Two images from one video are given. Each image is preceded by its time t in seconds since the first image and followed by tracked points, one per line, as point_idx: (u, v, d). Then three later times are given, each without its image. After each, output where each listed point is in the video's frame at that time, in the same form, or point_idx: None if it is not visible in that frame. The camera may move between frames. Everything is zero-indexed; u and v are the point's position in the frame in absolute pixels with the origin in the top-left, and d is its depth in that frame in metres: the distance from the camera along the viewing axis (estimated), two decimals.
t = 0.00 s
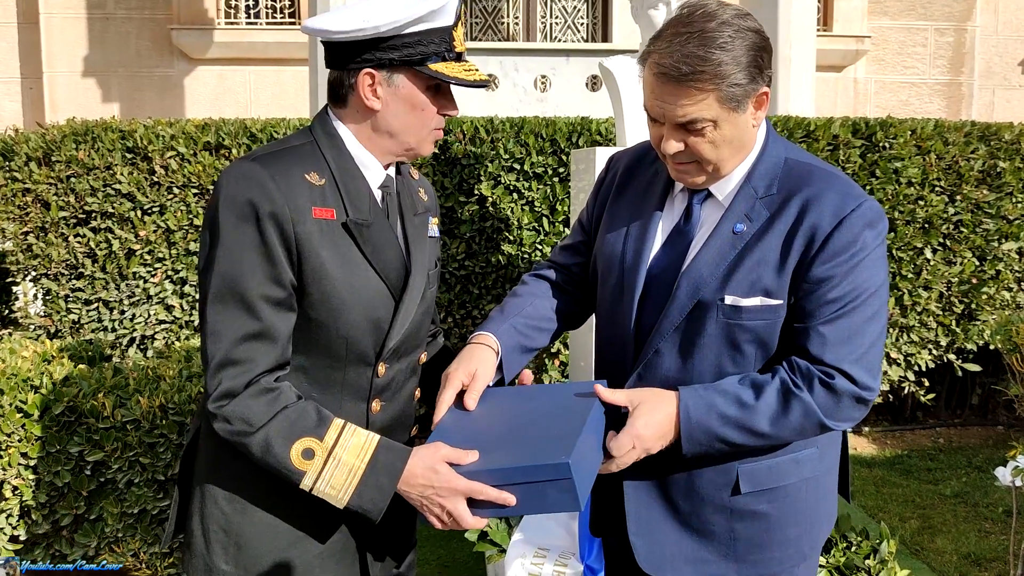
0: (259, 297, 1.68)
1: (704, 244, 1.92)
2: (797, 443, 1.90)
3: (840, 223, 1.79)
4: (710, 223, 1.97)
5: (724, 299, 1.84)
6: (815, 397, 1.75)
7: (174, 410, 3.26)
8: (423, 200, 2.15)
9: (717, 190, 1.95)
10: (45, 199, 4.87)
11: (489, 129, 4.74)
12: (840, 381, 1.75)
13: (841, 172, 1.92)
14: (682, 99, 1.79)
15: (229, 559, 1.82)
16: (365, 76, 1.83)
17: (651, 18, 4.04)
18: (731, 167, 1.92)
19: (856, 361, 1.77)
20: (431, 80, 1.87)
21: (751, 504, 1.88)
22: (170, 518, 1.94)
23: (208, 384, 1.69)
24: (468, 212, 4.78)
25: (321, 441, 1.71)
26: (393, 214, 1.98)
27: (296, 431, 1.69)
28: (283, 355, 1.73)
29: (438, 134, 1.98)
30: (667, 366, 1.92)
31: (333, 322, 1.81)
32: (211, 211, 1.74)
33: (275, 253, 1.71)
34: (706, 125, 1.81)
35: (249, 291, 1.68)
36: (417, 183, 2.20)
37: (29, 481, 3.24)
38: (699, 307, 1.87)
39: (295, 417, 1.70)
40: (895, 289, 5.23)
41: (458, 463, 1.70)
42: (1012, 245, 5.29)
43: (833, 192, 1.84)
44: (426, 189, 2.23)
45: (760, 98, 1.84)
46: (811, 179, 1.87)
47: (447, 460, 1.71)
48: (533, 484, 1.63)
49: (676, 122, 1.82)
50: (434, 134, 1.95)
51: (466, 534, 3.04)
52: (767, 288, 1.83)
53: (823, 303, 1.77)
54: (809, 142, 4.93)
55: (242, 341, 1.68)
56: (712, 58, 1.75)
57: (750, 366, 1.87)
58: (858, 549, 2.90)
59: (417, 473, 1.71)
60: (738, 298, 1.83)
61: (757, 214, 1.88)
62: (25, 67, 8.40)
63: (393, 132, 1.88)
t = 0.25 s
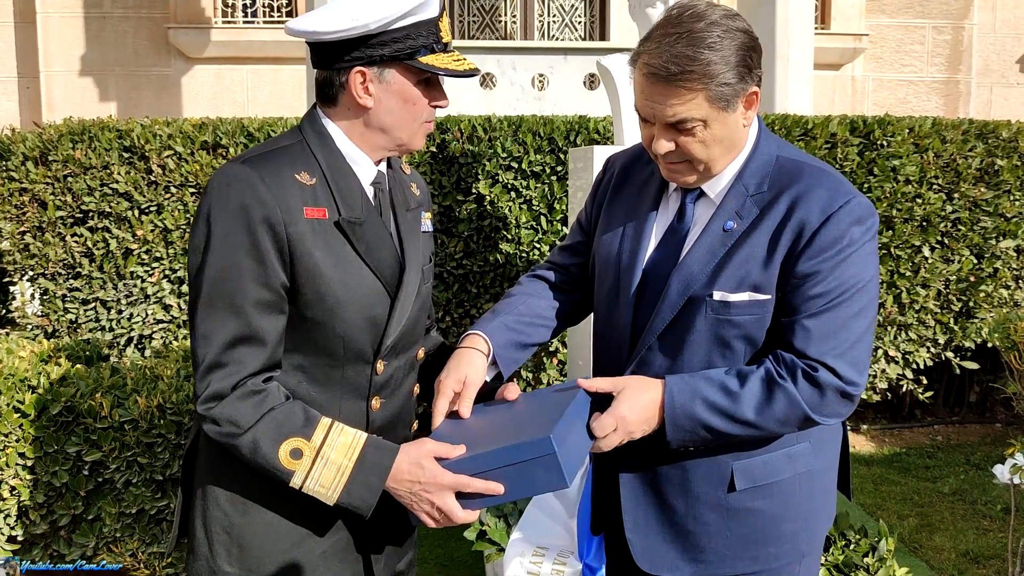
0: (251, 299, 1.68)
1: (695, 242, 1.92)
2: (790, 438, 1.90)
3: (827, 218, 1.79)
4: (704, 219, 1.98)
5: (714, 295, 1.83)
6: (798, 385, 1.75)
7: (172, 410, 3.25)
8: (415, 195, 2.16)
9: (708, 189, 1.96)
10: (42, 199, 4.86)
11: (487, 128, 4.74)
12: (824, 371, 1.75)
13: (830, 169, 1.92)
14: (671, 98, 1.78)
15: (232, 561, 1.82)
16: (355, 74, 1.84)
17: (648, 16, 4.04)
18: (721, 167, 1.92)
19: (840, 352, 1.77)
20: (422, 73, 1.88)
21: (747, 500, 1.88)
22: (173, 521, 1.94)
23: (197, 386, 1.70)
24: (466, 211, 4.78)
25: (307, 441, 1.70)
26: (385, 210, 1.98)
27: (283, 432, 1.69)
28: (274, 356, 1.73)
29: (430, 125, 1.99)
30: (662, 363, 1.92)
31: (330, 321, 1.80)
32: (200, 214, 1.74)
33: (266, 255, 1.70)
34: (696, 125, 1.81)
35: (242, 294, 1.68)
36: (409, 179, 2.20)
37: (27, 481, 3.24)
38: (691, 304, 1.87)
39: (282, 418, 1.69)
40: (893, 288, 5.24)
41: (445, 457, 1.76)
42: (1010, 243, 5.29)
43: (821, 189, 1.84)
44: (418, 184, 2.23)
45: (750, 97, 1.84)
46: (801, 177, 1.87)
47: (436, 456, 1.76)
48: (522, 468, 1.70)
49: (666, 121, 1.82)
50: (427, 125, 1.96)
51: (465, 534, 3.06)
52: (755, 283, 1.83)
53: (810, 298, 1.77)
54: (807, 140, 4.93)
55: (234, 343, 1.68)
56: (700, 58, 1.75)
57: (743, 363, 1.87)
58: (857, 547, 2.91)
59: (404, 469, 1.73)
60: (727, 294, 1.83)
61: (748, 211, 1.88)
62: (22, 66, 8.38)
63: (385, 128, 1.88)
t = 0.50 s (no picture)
0: (243, 301, 1.69)
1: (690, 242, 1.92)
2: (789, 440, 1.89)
3: (823, 219, 1.79)
4: (698, 219, 1.96)
5: (710, 296, 1.84)
6: (804, 394, 1.75)
7: (170, 411, 3.25)
8: (411, 195, 2.17)
9: (702, 188, 1.95)
10: (39, 200, 4.85)
11: (485, 128, 4.73)
12: (828, 377, 1.75)
13: (825, 168, 1.92)
14: (669, 85, 1.78)
15: (228, 562, 1.82)
16: (349, 75, 1.84)
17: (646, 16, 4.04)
18: (716, 161, 1.91)
19: (843, 354, 1.77)
20: (416, 74, 1.89)
21: (744, 501, 1.88)
22: (170, 523, 1.94)
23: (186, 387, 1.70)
24: (464, 211, 4.77)
25: (295, 444, 1.70)
26: (382, 210, 1.97)
27: (271, 434, 1.68)
28: (265, 358, 1.73)
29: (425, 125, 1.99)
30: (657, 364, 1.92)
31: (325, 322, 1.80)
32: (192, 216, 1.74)
33: (259, 256, 1.71)
34: (693, 113, 1.80)
35: (233, 296, 1.68)
36: (404, 179, 2.20)
37: (25, 483, 3.23)
38: (687, 305, 1.87)
39: (270, 420, 1.69)
40: (891, 287, 5.24)
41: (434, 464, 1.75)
42: (1008, 242, 5.30)
43: (816, 190, 1.84)
44: (413, 185, 2.23)
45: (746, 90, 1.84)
46: (796, 177, 1.87)
47: (423, 463, 1.75)
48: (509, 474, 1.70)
49: (662, 109, 1.81)
50: (422, 126, 1.96)
51: (464, 534, 3.04)
52: (752, 283, 1.83)
53: (809, 299, 1.77)
54: (805, 139, 4.93)
55: (226, 345, 1.68)
56: (699, 44, 1.75)
57: (739, 365, 1.86)
58: (856, 547, 2.92)
59: (390, 473, 1.72)
60: (724, 295, 1.83)
61: (742, 211, 1.88)
62: (19, 67, 8.37)
63: (379, 129, 1.88)
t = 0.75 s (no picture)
0: (240, 304, 1.69)
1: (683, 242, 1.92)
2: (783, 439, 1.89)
3: (820, 214, 1.79)
4: (688, 217, 1.98)
5: (708, 297, 1.84)
6: (844, 400, 1.73)
7: (169, 413, 3.25)
8: (407, 195, 2.18)
9: (691, 186, 1.95)
10: (38, 202, 4.86)
11: (484, 130, 4.73)
12: (860, 372, 1.74)
13: (811, 162, 1.93)
14: (662, 63, 1.80)
15: (226, 565, 1.82)
16: (345, 77, 1.84)
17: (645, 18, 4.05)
18: (702, 153, 1.92)
19: (871, 348, 1.76)
20: (413, 77, 1.89)
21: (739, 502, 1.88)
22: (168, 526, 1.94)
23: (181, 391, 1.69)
24: (463, 213, 4.76)
25: (292, 450, 1.70)
26: (378, 211, 1.98)
27: (267, 439, 1.68)
28: (260, 361, 1.73)
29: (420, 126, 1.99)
30: (652, 365, 1.90)
31: (322, 325, 1.80)
32: (189, 218, 1.74)
33: (256, 259, 1.71)
34: (685, 95, 1.82)
35: (229, 298, 1.68)
36: (401, 179, 2.21)
37: (23, 485, 3.23)
38: (683, 305, 1.87)
39: (267, 425, 1.69)
40: (891, 288, 5.24)
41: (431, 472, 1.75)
42: (1007, 243, 5.30)
43: (809, 185, 1.85)
44: (409, 184, 2.24)
45: (734, 79, 1.87)
46: (786, 174, 1.88)
47: (419, 473, 1.74)
48: (503, 482, 1.69)
49: (654, 90, 1.82)
50: (417, 127, 1.96)
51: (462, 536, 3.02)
52: (751, 282, 1.83)
53: (815, 294, 1.77)
54: (804, 141, 4.92)
55: (222, 348, 1.68)
56: (691, 25, 1.79)
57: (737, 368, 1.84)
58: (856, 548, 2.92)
59: (384, 480, 1.72)
60: (723, 295, 1.83)
61: (735, 209, 1.89)
62: (19, 69, 8.37)
63: (376, 130, 1.88)
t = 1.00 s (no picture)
0: (240, 307, 1.74)
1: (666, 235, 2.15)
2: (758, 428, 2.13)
3: (801, 205, 2.00)
4: (667, 212, 2.21)
5: (693, 285, 2.06)
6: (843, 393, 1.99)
7: (169, 415, 3.24)
8: (406, 196, 2.24)
9: (669, 180, 2.20)
10: (39, 205, 4.87)
11: (484, 133, 4.74)
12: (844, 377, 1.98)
13: (794, 156, 2.15)
14: (642, 50, 2.06)
15: (229, 566, 1.83)
16: (341, 80, 1.90)
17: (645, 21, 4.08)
18: (681, 138, 2.16)
19: (856, 348, 2.00)
20: (409, 78, 1.96)
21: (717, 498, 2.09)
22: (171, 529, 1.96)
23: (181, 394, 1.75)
24: (464, 216, 4.72)
25: (290, 453, 1.76)
26: (376, 212, 2.05)
27: (267, 442, 1.74)
28: (259, 363, 1.79)
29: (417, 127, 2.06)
30: (637, 355, 2.11)
31: (322, 326, 1.86)
32: (188, 223, 1.79)
33: (256, 263, 1.77)
34: (663, 79, 2.08)
35: (230, 302, 1.74)
36: (399, 180, 2.27)
37: (24, 487, 3.24)
38: (668, 293, 2.09)
39: (266, 428, 1.75)
40: (892, 290, 5.22)
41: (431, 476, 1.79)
42: (1007, 245, 5.31)
43: (789, 177, 2.07)
44: (407, 185, 2.30)
45: (708, 69, 2.13)
46: (765, 168, 2.12)
47: (419, 477, 1.79)
48: (493, 489, 1.72)
49: (635, 75, 2.08)
50: (414, 127, 2.03)
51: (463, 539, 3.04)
52: (733, 271, 2.05)
53: (799, 273, 1.98)
54: (806, 142, 4.90)
55: (222, 351, 1.73)
56: (667, 16, 2.06)
57: (720, 352, 2.05)
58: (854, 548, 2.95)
59: (382, 484, 1.78)
60: (707, 284, 2.05)
61: (717, 199, 2.12)
62: (20, 73, 8.39)
63: (373, 132, 1.95)
